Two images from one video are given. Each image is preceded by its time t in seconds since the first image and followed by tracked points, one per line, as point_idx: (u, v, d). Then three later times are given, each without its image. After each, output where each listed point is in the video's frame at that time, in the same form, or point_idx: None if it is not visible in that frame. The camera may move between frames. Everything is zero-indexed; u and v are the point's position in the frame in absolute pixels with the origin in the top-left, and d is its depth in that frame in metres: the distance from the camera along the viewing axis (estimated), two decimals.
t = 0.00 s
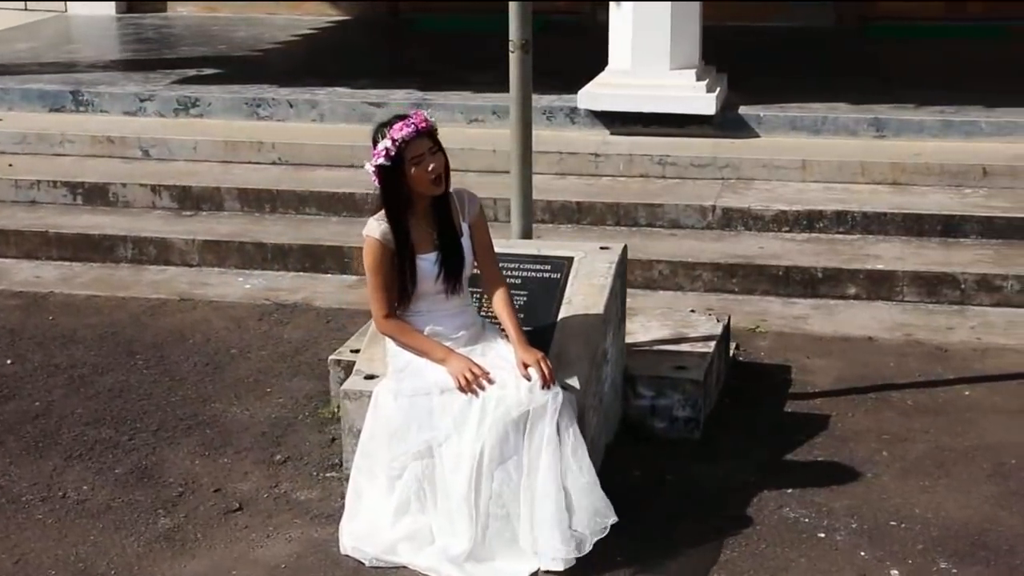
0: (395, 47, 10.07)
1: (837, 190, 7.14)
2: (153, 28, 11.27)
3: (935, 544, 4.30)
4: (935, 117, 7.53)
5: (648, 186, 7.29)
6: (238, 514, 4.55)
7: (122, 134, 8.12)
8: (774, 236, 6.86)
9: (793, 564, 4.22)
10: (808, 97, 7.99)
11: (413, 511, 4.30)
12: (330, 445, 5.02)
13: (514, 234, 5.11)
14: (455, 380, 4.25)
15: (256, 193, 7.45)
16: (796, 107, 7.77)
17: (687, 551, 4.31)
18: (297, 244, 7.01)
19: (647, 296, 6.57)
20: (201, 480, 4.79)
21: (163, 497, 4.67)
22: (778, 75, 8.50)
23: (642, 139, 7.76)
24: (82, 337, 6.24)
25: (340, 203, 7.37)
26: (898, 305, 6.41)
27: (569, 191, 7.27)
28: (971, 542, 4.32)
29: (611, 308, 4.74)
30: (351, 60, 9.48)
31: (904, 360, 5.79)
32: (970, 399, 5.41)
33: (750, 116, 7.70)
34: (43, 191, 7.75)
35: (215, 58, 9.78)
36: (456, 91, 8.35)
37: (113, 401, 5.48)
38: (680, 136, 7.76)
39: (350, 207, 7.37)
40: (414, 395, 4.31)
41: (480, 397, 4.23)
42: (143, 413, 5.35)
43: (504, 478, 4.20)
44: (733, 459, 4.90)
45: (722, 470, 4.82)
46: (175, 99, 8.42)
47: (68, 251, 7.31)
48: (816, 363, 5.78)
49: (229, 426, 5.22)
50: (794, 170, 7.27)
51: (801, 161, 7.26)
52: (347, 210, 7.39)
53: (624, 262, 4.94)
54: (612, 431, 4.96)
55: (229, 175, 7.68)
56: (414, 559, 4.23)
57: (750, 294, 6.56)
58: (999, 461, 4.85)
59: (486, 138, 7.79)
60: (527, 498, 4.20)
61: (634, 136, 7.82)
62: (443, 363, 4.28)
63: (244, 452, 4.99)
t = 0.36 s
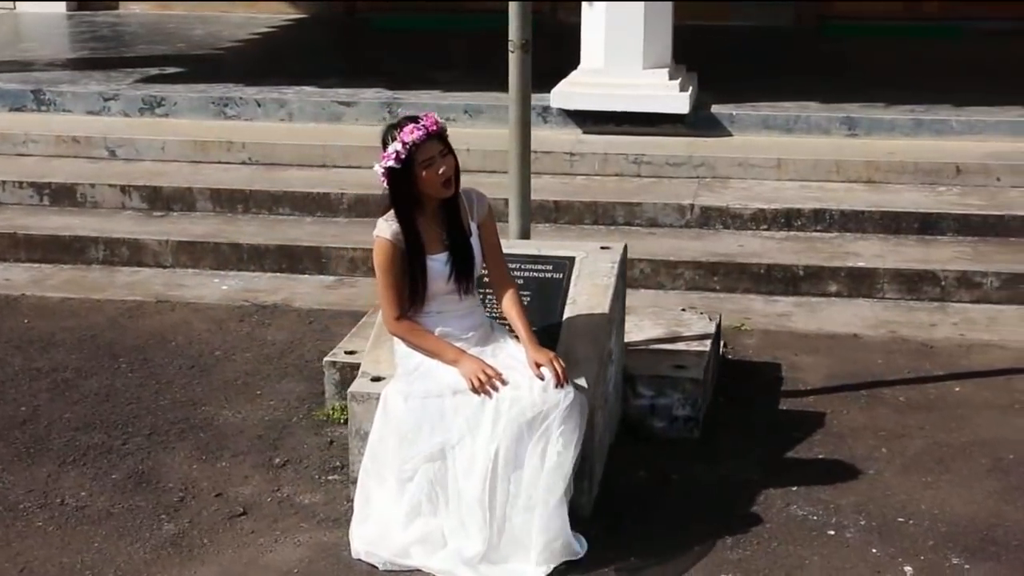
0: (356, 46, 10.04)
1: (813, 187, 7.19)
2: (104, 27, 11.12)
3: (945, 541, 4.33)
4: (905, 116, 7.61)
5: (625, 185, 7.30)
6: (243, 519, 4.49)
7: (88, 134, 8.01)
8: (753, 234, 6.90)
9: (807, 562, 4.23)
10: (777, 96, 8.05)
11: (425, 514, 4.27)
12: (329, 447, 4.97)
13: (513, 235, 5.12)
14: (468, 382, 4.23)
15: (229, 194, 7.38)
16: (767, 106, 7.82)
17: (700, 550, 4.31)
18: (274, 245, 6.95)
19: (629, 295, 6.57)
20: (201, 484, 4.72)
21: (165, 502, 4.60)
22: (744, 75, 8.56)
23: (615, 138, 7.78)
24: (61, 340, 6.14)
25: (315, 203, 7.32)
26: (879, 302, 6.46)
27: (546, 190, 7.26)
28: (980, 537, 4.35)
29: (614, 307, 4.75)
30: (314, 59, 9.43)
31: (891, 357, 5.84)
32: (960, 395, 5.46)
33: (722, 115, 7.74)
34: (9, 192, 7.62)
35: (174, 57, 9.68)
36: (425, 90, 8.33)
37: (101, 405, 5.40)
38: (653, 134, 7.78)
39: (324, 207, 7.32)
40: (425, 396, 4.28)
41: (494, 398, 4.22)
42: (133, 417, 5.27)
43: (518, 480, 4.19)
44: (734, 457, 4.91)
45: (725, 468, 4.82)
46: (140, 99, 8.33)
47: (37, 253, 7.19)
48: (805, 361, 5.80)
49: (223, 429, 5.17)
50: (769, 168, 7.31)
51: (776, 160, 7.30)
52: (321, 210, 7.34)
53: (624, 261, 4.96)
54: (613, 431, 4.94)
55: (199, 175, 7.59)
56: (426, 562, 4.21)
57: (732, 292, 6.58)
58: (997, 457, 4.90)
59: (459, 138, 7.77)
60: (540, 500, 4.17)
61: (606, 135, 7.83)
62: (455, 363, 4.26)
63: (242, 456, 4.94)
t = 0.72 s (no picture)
0: (309, 43, 9.96)
1: (784, 183, 7.24)
2: (44, 23, 10.91)
3: (958, 533, 4.37)
4: (870, 111, 7.69)
5: (597, 181, 7.29)
6: (252, 523, 4.43)
7: (45, 133, 7.85)
8: (727, 230, 6.93)
9: (826, 556, 4.24)
10: (741, 92, 8.11)
11: (442, 515, 4.24)
12: (330, 448, 4.91)
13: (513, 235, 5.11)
14: (486, 383, 4.20)
15: (196, 193, 7.29)
16: (732, 103, 7.87)
17: (717, 546, 4.31)
18: (246, 244, 6.87)
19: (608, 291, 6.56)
20: (204, 488, 4.65)
21: (170, 507, 4.53)
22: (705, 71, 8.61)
23: (582, 134, 7.77)
24: (35, 343, 6.01)
25: (286, 201, 7.24)
26: (857, 296, 6.51)
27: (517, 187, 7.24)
28: (992, 529, 4.39)
29: (620, 304, 4.75)
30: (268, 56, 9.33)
31: (876, 351, 5.88)
32: (949, 387, 5.52)
33: (691, 112, 7.78)
34: None
35: (124, 55, 9.53)
36: (388, 87, 8.29)
37: (89, 410, 5.29)
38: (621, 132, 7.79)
39: (294, 205, 7.25)
40: (441, 396, 4.24)
41: (512, 398, 4.19)
42: (124, 421, 5.18)
43: (538, 479, 4.17)
44: (738, 452, 4.91)
45: (730, 463, 4.83)
46: (96, 97, 8.19)
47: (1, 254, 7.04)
48: (792, 355, 5.83)
49: (218, 432, 5.09)
50: (739, 164, 7.35)
51: (746, 155, 7.34)
52: (290, 208, 7.26)
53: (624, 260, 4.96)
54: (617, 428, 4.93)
55: (164, 174, 7.48)
56: (446, 563, 4.17)
57: (711, 287, 6.59)
58: (996, 450, 4.95)
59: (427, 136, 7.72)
60: (560, 499, 4.16)
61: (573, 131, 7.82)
62: (472, 364, 4.24)
63: (241, 458, 4.86)
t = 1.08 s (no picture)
0: (271, 40, 9.89)
1: (761, 178, 7.27)
2: None
3: (965, 524, 4.40)
4: (842, 107, 7.75)
5: (573, 177, 7.29)
6: (259, 525, 4.39)
7: (11, 131, 7.74)
8: (706, 225, 6.95)
9: (837, 550, 4.26)
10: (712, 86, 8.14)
11: (454, 514, 4.22)
12: (330, 448, 4.88)
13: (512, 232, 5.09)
14: (498, 379, 4.19)
15: (170, 191, 7.21)
16: (705, 97, 7.89)
17: (729, 541, 4.31)
18: (224, 242, 6.80)
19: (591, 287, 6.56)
20: (206, 490, 4.61)
21: (174, 510, 4.48)
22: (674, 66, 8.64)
23: (556, 130, 7.76)
24: (16, 344, 5.92)
25: (261, 199, 7.19)
26: (838, 290, 6.56)
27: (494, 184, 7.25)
28: (997, 520, 4.44)
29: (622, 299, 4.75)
30: (232, 53, 9.26)
31: (863, 344, 5.93)
32: (939, 380, 5.56)
33: (664, 107, 7.78)
34: None
35: (83, 51, 9.41)
36: (358, 83, 8.24)
37: (79, 412, 5.22)
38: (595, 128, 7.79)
39: (270, 203, 7.19)
40: (452, 394, 4.22)
41: (524, 395, 4.17)
42: (117, 423, 5.11)
43: (551, 477, 4.16)
44: (738, 446, 4.92)
45: (732, 458, 4.84)
46: (61, 94, 8.07)
47: None
48: (781, 350, 5.86)
49: (214, 433, 5.04)
50: (714, 159, 7.38)
51: (721, 151, 7.37)
52: (266, 206, 7.21)
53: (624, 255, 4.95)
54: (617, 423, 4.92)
55: (135, 172, 7.40)
56: (462, 562, 4.15)
57: (693, 282, 6.61)
58: (992, 441, 5.00)
59: (403, 134, 7.69)
60: (574, 496, 4.15)
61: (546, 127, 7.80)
62: (483, 361, 4.22)
63: (241, 459, 4.82)
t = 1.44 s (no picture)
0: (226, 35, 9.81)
1: (731, 171, 7.32)
2: None
3: (967, 513, 4.46)
4: (807, 100, 7.82)
5: (546, 171, 7.29)
6: (267, 525, 4.35)
7: None
8: (681, 218, 6.98)
9: (847, 540, 4.30)
10: (677, 80, 8.18)
11: (466, 511, 4.20)
12: (328, 447, 4.85)
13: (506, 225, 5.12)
14: (510, 376, 4.20)
15: (138, 189, 7.13)
16: (672, 92, 7.93)
17: (739, 533, 4.34)
18: (198, 240, 6.74)
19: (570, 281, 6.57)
20: (208, 490, 4.56)
21: (178, 511, 4.43)
22: (636, 60, 8.67)
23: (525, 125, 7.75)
24: None
25: (232, 195, 7.12)
26: (814, 282, 6.61)
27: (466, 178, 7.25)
28: (999, 508, 4.50)
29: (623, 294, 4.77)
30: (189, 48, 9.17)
31: (845, 336, 5.98)
32: (923, 370, 5.63)
33: (630, 100, 7.83)
34: None
35: (36, 47, 9.27)
36: (323, 78, 8.20)
37: (68, 413, 5.15)
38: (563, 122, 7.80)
39: (241, 199, 7.14)
40: (463, 391, 4.22)
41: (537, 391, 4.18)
42: (108, 423, 5.05)
43: (563, 473, 4.17)
44: (736, 439, 4.95)
45: (731, 451, 4.86)
46: (20, 90, 7.95)
47: None
48: (765, 342, 5.90)
49: (209, 432, 4.99)
50: (685, 152, 7.42)
51: (692, 144, 7.41)
52: (237, 203, 7.15)
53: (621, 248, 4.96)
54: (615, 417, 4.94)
55: (102, 170, 7.30)
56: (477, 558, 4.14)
57: (670, 276, 6.64)
58: (983, 430, 5.07)
59: (371, 128, 7.69)
60: (588, 491, 4.16)
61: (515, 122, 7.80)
62: (495, 358, 4.23)
63: (240, 458, 4.78)
